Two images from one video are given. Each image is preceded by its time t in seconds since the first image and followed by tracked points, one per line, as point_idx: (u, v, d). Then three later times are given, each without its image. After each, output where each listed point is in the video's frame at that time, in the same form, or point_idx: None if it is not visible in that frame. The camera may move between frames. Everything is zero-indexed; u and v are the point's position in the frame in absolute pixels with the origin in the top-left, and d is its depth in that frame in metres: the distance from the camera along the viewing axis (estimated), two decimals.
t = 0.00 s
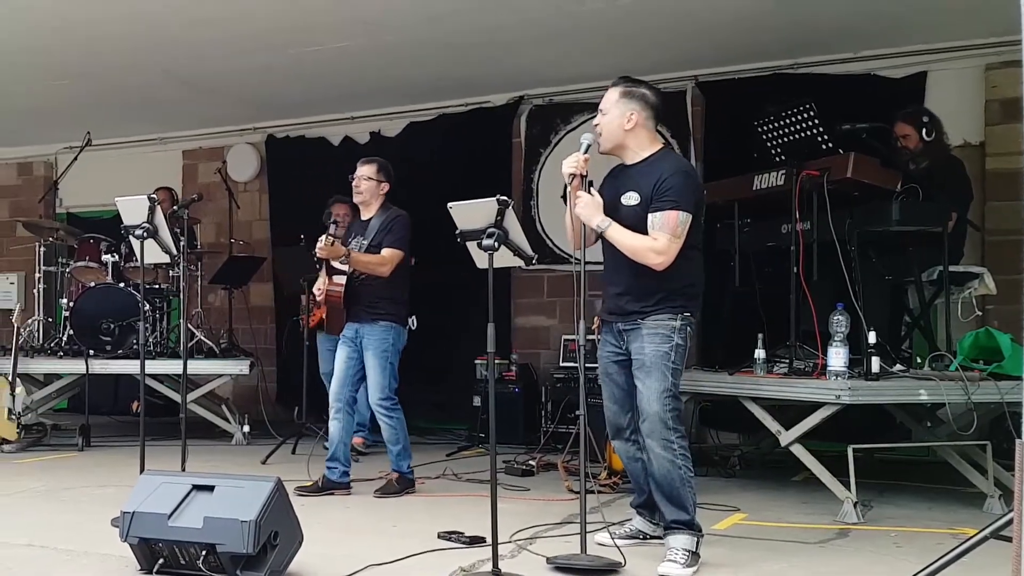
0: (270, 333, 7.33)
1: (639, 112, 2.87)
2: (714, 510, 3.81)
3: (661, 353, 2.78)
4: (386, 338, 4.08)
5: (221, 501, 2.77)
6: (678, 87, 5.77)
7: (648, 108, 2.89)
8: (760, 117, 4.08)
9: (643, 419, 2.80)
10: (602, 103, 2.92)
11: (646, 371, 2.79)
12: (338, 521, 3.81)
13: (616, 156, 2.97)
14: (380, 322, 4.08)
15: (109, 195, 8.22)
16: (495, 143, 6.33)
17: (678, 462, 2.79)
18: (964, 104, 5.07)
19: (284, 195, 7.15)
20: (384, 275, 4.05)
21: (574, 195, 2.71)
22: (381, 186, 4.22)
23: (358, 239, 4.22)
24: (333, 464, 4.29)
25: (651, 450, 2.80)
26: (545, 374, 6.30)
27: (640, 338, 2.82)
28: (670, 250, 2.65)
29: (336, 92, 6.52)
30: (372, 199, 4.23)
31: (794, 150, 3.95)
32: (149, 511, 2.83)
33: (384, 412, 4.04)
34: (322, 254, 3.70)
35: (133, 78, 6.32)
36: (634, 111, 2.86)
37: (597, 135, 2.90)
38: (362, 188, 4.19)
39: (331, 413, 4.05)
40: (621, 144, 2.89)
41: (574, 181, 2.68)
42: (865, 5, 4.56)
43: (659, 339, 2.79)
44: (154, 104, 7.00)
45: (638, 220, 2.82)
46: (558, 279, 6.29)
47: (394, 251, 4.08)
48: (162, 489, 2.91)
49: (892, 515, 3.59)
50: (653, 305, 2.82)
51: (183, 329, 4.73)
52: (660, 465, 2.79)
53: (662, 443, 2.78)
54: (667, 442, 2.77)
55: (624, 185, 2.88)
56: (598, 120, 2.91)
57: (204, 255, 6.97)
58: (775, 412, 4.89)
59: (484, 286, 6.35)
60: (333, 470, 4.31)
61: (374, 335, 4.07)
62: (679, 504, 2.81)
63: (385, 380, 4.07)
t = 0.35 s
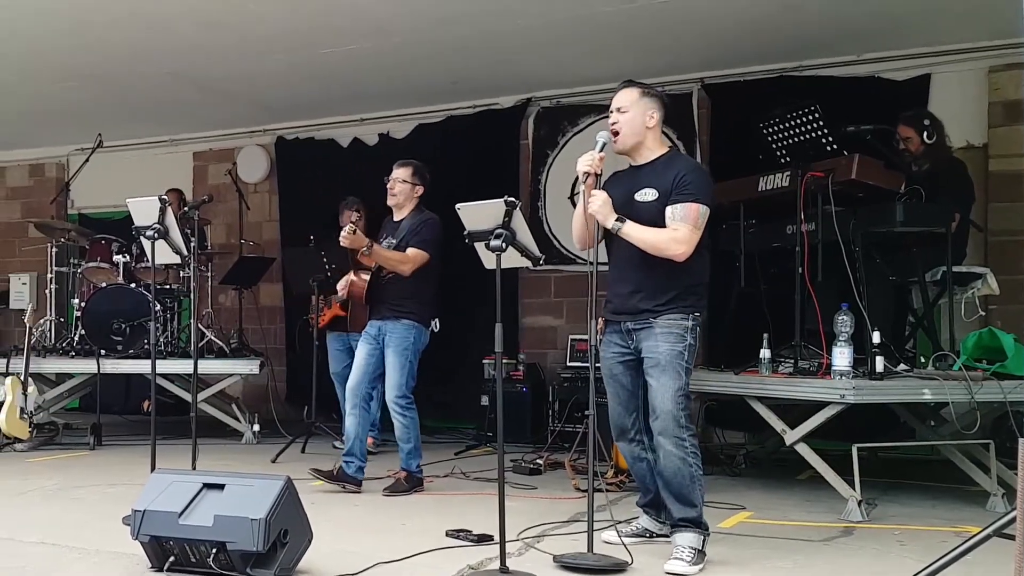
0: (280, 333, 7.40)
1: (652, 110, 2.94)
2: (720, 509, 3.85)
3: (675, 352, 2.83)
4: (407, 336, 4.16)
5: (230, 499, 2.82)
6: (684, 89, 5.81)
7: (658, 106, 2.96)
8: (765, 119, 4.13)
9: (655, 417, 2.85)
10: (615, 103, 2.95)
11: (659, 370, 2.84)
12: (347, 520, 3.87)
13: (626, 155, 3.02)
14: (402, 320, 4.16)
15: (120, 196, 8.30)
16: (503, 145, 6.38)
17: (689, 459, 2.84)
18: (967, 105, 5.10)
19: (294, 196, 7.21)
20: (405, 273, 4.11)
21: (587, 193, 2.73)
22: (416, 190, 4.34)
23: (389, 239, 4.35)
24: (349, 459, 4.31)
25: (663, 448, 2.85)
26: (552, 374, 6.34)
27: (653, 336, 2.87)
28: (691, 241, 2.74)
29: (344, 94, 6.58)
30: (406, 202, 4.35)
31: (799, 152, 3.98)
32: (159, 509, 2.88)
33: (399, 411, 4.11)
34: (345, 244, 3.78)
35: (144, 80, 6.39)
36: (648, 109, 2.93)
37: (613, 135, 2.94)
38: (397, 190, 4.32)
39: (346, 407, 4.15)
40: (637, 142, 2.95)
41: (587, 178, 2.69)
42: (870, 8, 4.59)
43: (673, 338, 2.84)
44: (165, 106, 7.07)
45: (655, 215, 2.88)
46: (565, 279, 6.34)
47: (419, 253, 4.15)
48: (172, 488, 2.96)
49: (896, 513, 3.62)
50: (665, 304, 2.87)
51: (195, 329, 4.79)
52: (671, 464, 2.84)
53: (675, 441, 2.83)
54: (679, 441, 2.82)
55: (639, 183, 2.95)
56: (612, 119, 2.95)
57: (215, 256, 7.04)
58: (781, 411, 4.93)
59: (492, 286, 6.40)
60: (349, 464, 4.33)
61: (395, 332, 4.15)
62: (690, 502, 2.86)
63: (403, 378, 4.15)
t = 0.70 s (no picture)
0: (290, 333, 7.47)
1: (657, 113, 2.99)
2: (725, 507, 3.89)
3: (680, 352, 2.88)
4: (419, 335, 4.21)
5: (240, 498, 2.88)
6: (689, 92, 5.85)
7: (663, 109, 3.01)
8: (770, 121, 4.16)
9: (660, 416, 2.90)
10: (620, 107, 2.99)
11: (664, 370, 2.88)
12: (356, 518, 3.92)
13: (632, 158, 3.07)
14: (417, 320, 4.21)
15: (131, 197, 8.38)
16: (510, 147, 6.43)
17: (694, 458, 2.89)
18: (971, 108, 5.13)
19: (303, 197, 7.28)
20: (419, 274, 4.16)
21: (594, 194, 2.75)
22: (432, 193, 4.42)
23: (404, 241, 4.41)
24: (355, 451, 4.30)
25: (668, 447, 2.90)
26: (559, 373, 6.39)
27: (658, 337, 2.91)
28: (698, 242, 2.78)
29: (353, 96, 6.64)
30: (421, 204, 4.42)
31: (804, 154, 4.03)
32: (170, 508, 2.93)
33: (408, 410, 4.16)
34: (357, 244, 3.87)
35: (155, 82, 6.46)
36: (653, 112, 2.98)
37: (620, 138, 2.98)
38: (413, 193, 4.40)
39: (354, 398, 4.19)
40: (642, 145, 2.99)
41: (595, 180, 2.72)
42: (875, 12, 4.63)
43: (678, 338, 2.89)
44: (176, 108, 7.15)
45: (660, 219, 2.92)
46: (572, 280, 6.38)
47: (433, 254, 4.21)
48: (182, 487, 3.01)
49: (900, 511, 3.66)
50: (670, 305, 2.92)
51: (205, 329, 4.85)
52: (676, 463, 2.89)
53: (680, 440, 2.87)
54: (684, 440, 2.87)
55: (645, 185, 2.99)
56: (618, 123, 3.00)
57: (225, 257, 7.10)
58: (785, 411, 4.97)
59: (499, 286, 6.45)
60: (355, 457, 4.31)
61: (409, 331, 4.20)
62: (695, 500, 2.91)
63: (414, 377, 4.19)
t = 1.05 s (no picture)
0: (299, 333, 7.54)
1: (661, 113, 3.03)
2: (731, 505, 3.93)
3: (688, 351, 2.92)
4: (427, 335, 4.26)
5: (250, 497, 2.93)
6: (695, 94, 5.89)
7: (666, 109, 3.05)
8: (775, 123, 4.20)
9: (667, 415, 2.94)
10: (624, 109, 3.02)
11: (672, 369, 2.92)
12: (365, 516, 3.97)
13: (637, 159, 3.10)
14: (425, 320, 4.26)
15: (142, 198, 8.46)
16: (518, 148, 6.48)
17: (701, 457, 2.94)
18: (974, 110, 5.17)
19: (313, 198, 7.34)
20: (426, 275, 4.22)
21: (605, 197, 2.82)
22: (438, 194, 4.48)
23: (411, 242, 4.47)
24: (365, 448, 4.33)
25: (675, 445, 2.94)
26: (566, 373, 6.44)
27: (666, 336, 2.96)
28: (710, 237, 2.83)
29: (362, 98, 6.69)
30: (428, 205, 4.48)
31: (809, 155, 4.06)
32: (181, 507, 2.99)
33: (418, 409, 4.21)
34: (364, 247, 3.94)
35: (166, 85, 6.53)
36: (658, 113, 3.02)
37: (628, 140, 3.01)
38: (419, 194, 4.46)
39: (365, 396, 4.24)
40: (648, 146, 3.03)
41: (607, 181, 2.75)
42: (880, 14, 4.66)
43: (686, 337, 2.93)
44: (187, 110, 7.22)
45: (668, 217, 2.96)
46: (579, 280, 6.43)
47: (439, 255, 4.26)
48: (192, 486, 3.06)
49: (904, 509, 3.69)
50: (679, 304, 2.96)
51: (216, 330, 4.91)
52: (683, 461, 2.93)
53: (687, 438, 2.92)
54: (691, 438, 2.92)
55: (652, 185, 3.03)
56: (623, 125, 3.02)
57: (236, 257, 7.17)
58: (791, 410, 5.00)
59: (507, 287, 6.49)
60: (362, 455, 4.32)
61: (417, 330, 4.26)
62: (701, 499, 2.95)
63: (422, 376, 4.24)
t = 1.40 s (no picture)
0: (309, 333, 7.61)
1: (666, 115, 3.07)
2: (736, 503, 3.97)
3: (699, 350, 2.96)
4: (438, 333, 4.33)
5: (260, 495, 2.99)
6: (701, 96, 5.93)
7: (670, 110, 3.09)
8: (781, 125, 4.25)
9: (677, 413, 2.99)
10: (631, 113, 3.04)
11: (683, 368, 2.97)
12: (374, 514, 4.03)
13: (645, 160, 3.13)
14: (436, 318, 4.32)
15: (153, 199, 8.54)
16: (525, 150, 6.54)
17: (710, 455, 2.98)
18: (977, 112, 5.20)
19: (322, 200, 7.41)
20: (431, 276, 4.25)
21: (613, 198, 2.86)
22: (427, 193, 4.47)
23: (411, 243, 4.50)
24: (375, 445, 4.40)
25: (684, 443, 2.99)
26: (573, 373, 6.49)
27: (677, 335, 3.00)
28: (719, 233, 2.87)
29: (372, 100, 6.75)
30: (421, 207, 4.48)
31: (814, 156, 4.14)
32: (193, 505, 3.05)
33: (429, 405, 4.28)
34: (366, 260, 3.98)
35: (177, 87, 6.60)
36: (663, 114, 3.06)
37: (637, 143, 3.03)
38: (409, 200, 4.45)
39: (376, 395, 4.32)
40: (656, 148, 3.07)
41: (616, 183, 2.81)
42: (884, 18, 4.71)
43: (697, 336, 2.97)
44: (197, 112, 7.29)
45: (677, 217, 3.01)
46: (586, 281, 6.47)
47: (441, 254, 4.28)
48: (204, 484, 3.12)
49: (908, 508, 3.72)
50: (690, 304, 3.00)
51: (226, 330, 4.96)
52: (692, 459, 2.98)
53: (696, 436, 2.97)
54: (700, 437, 2.96)
55: (660, 186, 3.08)
56: (631, 127, 3.04)
57: (246, 258, 7.24)
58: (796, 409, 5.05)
59: (515, 287, 6.55)
60: (373, 450, 4.41)
61: (428, 329, 4.32)
62: (709, 496, 3.00)
63: (433, 374, 4.31)
